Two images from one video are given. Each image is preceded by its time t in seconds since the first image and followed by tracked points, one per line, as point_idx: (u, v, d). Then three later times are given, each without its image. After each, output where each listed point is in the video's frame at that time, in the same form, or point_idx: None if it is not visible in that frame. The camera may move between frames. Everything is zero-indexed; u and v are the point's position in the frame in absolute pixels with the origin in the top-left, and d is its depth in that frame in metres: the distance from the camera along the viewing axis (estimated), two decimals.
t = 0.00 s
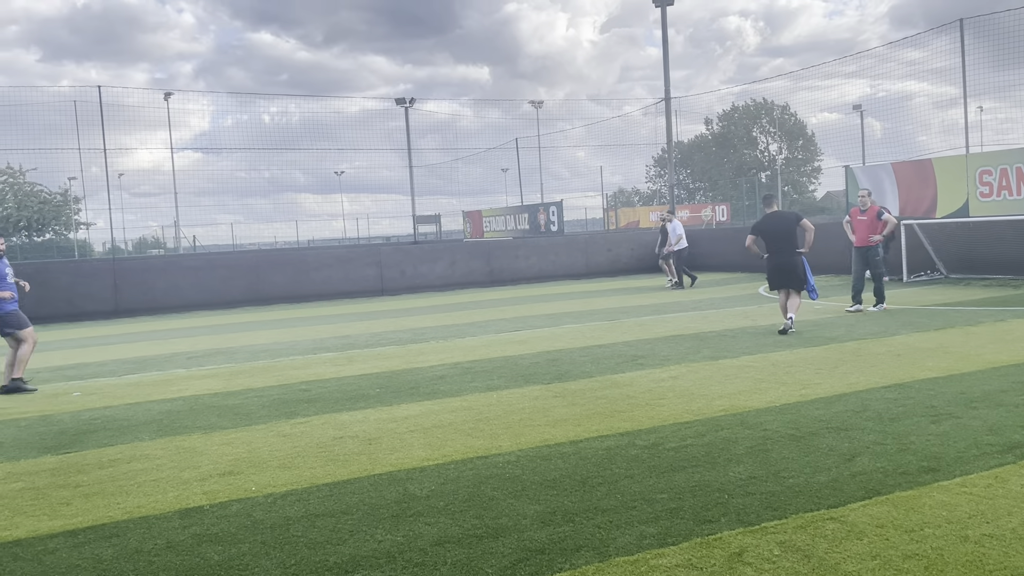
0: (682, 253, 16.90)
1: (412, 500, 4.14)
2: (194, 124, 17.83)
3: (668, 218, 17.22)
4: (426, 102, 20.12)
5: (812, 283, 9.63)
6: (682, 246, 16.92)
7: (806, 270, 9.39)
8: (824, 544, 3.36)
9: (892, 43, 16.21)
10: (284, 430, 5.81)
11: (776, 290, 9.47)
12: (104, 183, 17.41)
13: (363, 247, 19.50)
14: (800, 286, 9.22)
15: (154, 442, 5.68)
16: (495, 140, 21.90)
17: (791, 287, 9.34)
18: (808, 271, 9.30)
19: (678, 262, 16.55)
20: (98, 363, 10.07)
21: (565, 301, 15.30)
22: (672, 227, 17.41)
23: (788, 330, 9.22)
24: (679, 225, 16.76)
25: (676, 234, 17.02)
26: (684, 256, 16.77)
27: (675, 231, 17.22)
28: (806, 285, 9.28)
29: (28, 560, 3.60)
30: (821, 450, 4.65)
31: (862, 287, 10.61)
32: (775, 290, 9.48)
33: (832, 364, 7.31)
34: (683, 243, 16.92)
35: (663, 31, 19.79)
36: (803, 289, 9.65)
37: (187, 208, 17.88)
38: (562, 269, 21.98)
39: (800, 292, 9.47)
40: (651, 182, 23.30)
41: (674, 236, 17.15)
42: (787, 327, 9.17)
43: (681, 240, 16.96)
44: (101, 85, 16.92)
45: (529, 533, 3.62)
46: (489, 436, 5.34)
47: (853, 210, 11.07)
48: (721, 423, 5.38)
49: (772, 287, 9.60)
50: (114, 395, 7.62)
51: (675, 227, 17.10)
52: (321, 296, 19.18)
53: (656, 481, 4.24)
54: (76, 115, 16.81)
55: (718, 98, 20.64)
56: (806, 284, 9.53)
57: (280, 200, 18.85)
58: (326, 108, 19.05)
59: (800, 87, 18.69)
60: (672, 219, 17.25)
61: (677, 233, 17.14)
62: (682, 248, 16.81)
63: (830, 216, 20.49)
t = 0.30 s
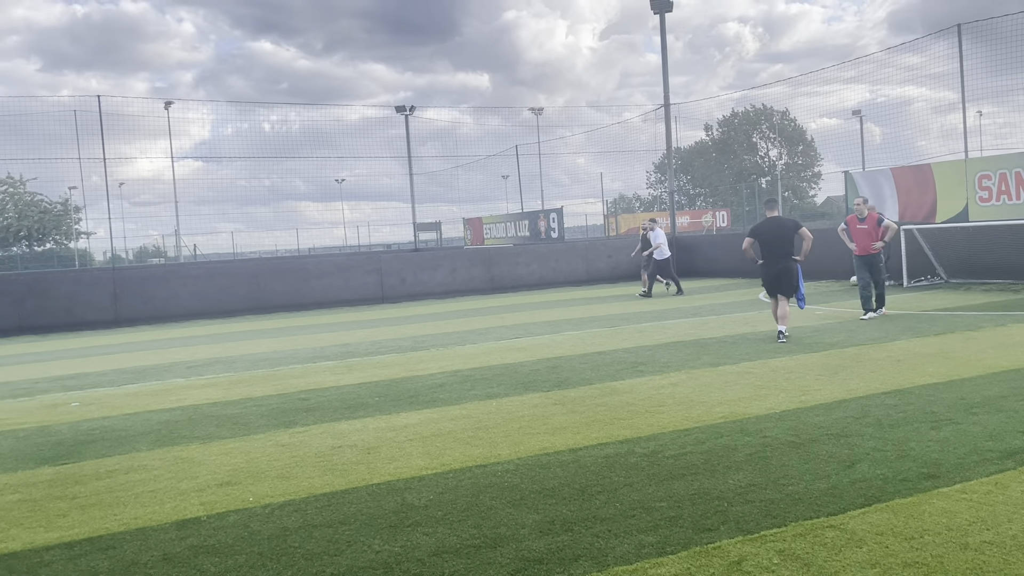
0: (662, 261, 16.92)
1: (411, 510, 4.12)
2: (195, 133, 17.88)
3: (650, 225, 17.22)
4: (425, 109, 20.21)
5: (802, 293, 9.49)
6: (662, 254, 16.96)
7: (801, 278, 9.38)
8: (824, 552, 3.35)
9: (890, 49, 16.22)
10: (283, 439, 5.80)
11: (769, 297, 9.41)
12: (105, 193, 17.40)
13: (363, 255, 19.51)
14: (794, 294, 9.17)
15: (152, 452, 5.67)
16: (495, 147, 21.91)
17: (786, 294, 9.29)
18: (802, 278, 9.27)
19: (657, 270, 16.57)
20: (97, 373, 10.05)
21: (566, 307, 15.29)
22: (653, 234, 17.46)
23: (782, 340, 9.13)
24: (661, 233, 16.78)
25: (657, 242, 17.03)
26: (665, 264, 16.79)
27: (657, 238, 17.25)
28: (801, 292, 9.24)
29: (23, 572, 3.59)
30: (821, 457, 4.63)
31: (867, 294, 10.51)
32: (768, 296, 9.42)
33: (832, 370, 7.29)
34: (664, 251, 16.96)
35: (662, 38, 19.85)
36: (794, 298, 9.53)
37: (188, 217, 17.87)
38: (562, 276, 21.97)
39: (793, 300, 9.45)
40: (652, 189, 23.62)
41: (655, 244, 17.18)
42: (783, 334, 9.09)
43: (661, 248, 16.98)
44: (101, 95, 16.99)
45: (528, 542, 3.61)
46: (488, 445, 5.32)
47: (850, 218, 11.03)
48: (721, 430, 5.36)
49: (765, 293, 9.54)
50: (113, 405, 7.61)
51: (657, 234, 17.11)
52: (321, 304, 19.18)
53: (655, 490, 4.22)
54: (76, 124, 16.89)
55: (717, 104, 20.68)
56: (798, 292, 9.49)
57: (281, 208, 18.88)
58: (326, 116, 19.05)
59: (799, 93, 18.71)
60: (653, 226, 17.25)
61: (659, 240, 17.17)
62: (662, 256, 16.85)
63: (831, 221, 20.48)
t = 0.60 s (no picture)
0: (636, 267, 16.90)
1: (401, 519, 4.09)
2: (187, 140, 17.86)
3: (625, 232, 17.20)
4: (418, 116, 20.23)
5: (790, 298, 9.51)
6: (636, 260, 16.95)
7: (789, 282, 9.38)
8: (816, 559, 3.32)
9: (883, 53, 16.26)
10: (273, 448, 5.76)
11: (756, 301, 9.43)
12: (95, 200, 17.23)
13: (356, 262, 19.47)
14: (782, 300, 9.22)
15: (141, 462, 5.62)
16: (488, 153, 21.81)
17: (773, 298, 9.30)
18: (790, 283, 9.30)
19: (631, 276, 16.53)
20: (87, 382, 9.99)
21: (559, 314, 15.27)
22: (628, 240, 17.45)
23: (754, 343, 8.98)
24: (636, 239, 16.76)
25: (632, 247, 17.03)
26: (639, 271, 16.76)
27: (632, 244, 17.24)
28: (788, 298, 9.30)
29: None
30: (814, 463, 4.61)
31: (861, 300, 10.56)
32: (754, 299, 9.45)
33: (825, 375, 7.27)
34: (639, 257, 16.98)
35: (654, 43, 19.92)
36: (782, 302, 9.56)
37: (181, 224, 17.79)
38: (556, 281, 21.94)
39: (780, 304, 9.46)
40: (647, 193, 23.24)
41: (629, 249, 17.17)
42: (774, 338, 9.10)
43: (635, 254, 16.96)
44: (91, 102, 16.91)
45: (519, 551, 3.57)
46: (480, 453, 5.29)
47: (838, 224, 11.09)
48: (714, 436, 5.34)
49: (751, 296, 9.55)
50: (103, 415, 7.55)
51: (632, 240, 17.08)
52: (314, 311, 19.13)
53: (647, 497, 4.19)
54: (67, 131, 16.83)
55: (711, 109, 20.75)
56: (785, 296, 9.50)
57: (274, 215, 18.83)
58: (318, 122, 19.10)
59: (792, 97, 18.77)
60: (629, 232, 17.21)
61: (634, 246, 17.17)
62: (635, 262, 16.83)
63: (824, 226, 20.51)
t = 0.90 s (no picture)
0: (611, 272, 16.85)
1: (396, 524, 4.07)
2: (181, 145, 17.81)
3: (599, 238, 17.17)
4: (413, 120, 20.25)
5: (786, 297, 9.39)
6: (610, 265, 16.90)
7: (776, 287, 9.29)
8: (811, 562, 3.33)
9: (876, 56, 16.42)
10: (268, 454, 5.75)
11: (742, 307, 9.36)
12: (89, 206, 17.31)
13: (351, 266, 19.42)
14: (770, 305, 9.14)
15: (135, 469, 5.60)
16: (483, 157, 21.98)
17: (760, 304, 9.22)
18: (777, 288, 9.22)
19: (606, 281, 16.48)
20: (80, 388, 9.95)
21: (554, 317, 15.29)
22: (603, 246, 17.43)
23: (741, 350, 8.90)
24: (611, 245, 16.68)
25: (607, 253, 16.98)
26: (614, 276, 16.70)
27: (608, 250, 17.23)
28: (775, 303, 9.21)
29: None
30: (808, 466, 4.62)
31: (853, 302, 10.64)
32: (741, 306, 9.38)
33: (819, 377, 7.29)
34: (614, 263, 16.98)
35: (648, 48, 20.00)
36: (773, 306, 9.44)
37: (175, 230, 17.78)
38: (551, 285, 21.96)
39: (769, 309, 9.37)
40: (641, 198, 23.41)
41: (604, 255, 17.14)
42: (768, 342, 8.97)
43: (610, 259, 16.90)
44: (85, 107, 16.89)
45: (514, 556, 3.57)
46: (474, 457, 5.29)
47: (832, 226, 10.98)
48: (709, 439, 5.35)
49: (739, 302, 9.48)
50: (97, 421, 7.52)
51: (607, 246, 17.04)
52: (309, 316, 19.09)
53: (642, 501, 4.19)
54: (61, 138, 16.83)
55: (704, 113, 20.84)
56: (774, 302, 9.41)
57: (269, 220, 18.79)
58: (313, 127, 19.03)
59: (786, 101, 18.95)
60: (602, 239, 17.18)
61: (609, 251, 17.15)
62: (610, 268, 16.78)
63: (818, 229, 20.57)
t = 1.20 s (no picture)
0: (588, 275, 16.80)
1: (395, 526, 4.07)
2: (178, 148, 17.78)
3: (577, 239, 17.09)
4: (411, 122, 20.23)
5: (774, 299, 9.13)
6: (587, 267, 16.85)
7: (765, 287, 9.16)
8: (811, 562, 3.33)
9: (872, 57, 16.36)
10: (267, 456, 5.74)
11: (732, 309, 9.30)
12: (87, 209, 17.31)
13: (349, 268, 19.41)
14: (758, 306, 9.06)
15: (134, 471, 5.59)
16: (481, 158, 22.01)
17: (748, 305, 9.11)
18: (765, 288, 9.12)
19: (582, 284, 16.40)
20: (78, 391, 9.92)
21: (553, 318, 15.28)
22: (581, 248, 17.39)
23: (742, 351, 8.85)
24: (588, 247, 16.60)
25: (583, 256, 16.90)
26: (592, 278, 16.63)
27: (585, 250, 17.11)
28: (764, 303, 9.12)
29: None
30: (808, 466, 4.62)
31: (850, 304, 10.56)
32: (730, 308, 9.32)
33: (818, 377, 7.29)
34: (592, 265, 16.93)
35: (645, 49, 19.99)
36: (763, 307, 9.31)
37: (173, 233, 17.66)
38: (549, 287, 21.99)
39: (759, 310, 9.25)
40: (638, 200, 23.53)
41: (581, 257, 17.08)
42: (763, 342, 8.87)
43: (587, 261, 16.84)
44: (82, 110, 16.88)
45: (514, 557, 3.56)
46: (474, 459, 5.28)
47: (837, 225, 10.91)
48: (709, 440, 5.35)
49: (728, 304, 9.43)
50: (95, 424, 7.51)
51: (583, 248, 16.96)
52: (308, 318, 19.08)
53: (642, 502, 4.19)
54: (58, 140, 16.75)
55: (702, 113, 20.79)
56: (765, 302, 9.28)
57: (267, 222, 18.76)
58: (309, 129, 18.93)
59: (783, 101, 18.79)
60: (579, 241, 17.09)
61: (586, 253, 17.06)
62: (587, 270, 16.72)
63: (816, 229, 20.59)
